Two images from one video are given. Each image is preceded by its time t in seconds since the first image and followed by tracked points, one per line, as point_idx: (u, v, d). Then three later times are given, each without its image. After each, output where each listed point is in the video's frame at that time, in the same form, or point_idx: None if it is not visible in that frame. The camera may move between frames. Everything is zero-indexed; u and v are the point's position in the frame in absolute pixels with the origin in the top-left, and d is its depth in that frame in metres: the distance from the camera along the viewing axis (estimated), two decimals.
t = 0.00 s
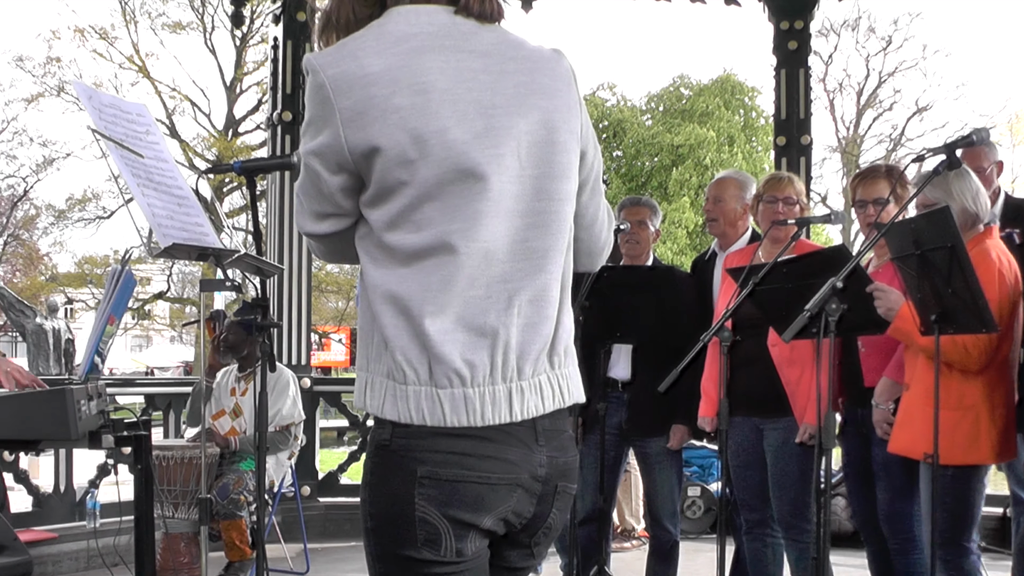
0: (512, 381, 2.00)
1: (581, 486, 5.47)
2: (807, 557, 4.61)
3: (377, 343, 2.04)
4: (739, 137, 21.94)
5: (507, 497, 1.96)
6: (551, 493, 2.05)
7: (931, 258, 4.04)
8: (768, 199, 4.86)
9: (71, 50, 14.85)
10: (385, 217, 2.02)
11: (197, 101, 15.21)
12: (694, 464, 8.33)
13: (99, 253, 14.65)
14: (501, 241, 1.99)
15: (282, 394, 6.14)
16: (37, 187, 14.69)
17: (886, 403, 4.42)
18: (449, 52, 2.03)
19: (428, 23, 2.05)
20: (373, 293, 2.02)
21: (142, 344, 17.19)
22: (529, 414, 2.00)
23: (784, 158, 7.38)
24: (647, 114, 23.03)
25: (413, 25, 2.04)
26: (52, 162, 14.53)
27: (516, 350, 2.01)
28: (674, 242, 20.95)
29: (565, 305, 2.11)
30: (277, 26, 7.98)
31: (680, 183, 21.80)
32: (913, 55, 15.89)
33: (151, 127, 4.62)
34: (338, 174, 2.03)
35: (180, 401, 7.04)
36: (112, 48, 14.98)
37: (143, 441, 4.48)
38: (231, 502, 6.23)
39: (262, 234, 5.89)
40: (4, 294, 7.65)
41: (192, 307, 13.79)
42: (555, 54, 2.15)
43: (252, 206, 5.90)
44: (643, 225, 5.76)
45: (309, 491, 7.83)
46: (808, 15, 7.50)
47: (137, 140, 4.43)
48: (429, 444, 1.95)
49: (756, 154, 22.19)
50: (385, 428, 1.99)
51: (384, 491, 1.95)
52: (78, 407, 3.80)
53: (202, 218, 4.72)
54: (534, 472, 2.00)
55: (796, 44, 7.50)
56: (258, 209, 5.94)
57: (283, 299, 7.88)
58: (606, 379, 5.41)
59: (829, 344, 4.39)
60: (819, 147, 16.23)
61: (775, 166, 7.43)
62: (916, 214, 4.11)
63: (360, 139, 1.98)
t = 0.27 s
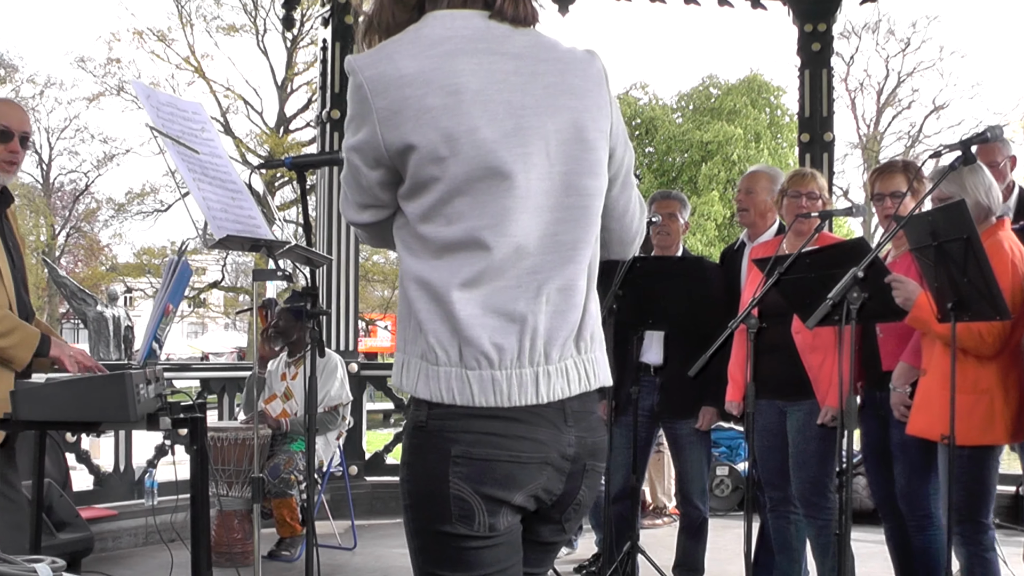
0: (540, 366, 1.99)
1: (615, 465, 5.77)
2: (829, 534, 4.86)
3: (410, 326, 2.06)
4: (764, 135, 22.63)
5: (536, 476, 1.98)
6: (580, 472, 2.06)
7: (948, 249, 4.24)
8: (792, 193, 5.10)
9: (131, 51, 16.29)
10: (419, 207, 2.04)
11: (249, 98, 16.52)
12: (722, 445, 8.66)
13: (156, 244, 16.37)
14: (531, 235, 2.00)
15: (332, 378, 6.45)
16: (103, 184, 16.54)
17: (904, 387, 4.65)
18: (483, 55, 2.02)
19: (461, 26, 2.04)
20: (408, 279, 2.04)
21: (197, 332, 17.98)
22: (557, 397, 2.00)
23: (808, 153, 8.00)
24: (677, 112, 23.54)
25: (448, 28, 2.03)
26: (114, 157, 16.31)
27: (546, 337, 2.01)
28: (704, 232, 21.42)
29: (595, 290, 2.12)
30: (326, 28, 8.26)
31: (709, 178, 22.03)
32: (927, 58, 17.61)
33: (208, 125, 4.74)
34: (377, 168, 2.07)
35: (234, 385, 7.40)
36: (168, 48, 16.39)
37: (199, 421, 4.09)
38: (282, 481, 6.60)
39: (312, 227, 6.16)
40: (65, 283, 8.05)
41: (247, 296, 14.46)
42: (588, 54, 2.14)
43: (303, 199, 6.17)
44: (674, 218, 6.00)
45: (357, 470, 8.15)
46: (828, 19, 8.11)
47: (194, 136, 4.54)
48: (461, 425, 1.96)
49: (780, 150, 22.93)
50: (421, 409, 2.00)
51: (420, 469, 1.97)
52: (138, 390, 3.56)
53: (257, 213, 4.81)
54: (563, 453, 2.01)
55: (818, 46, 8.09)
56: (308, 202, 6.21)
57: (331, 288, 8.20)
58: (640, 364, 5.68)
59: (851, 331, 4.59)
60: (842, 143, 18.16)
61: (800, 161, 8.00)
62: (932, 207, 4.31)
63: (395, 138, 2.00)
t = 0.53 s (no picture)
0: (566, 348, 2.09)
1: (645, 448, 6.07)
2: (850, 513, 5.10)
3: (444, 311, 2.16)
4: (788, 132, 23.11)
5: (564, 454, 2.07)
6: (604, 451, 2.16)
7: (963, 241, 4.44)
8: (815, 187, 5.33)
9: (182, 52, 17.24)
10: (452, 201, 2.13)
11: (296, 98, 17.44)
12: (747, 428, 8.97)
13: (208, 236, 17.66)
14: (559, 227, 2.09)
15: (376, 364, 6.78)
16: (160, 180, 17.70)
17: (920, 373, 4.89)
18: (515, 59, 2.12)
19: (495, 32, 2.14)
20: (441, 266, 2.13)
21: (245, 320, 18.78)
22: (582, 377, 2.10)
23: (829, 150, 8.24)
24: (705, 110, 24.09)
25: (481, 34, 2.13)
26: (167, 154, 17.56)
27: (572, 320, 2.11)
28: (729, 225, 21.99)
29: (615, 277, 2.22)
30: (370, 30, 8.58)
31: (734, 173, 22.67)
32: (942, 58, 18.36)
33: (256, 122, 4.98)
34: (414, 165, 2.16)
35: (282, 371, 7.75)
36: (219, 51, 17.26)
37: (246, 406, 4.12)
38: (326, 462, 6.96)
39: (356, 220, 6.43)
40: (121, 274, 8.44)
41: (293, 285, 15.00)
42: (612, 57, 2.26)
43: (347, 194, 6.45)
44: (701, 211, 6.24)
45: (398, 453, 8.45)
46: (850, 20, 8.39)
47: (243, 134, 4.78)
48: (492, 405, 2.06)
49: (803, 146, 23.32)
50: (454, 391, 2.10)
51: (454, 447, 2.07)
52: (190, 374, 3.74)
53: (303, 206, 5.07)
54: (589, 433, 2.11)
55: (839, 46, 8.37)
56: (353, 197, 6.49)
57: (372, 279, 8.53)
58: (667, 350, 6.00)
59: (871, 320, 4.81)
60: (861, 141, 19.29)
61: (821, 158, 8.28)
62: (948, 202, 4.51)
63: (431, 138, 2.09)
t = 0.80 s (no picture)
0: (589, 336, 2.20)
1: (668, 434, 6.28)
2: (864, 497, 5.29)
3: (472, 303, 2.27)
4: (805, 130, 23.53)
5: (588, 440, 2.19)
6: (626, 438, 2.28)
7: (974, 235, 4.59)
8: (831, 183, 5.52)
9: (221, 54, 18.10)
10: (482, 196, 2.24)
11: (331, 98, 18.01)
12: (763, 415, 9.23)
13: (245, 232, 18.29)
14: (584, 222, 2.20)
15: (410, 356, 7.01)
16: (198, 177, 18.65)
17: (932, 363, 5.07)
18: (542, 59, 2.23)
19: (521, 33, 2.25)
20: (471, 261, 2.24)
21: (280, 311, 19.35)
22: (603, 364, 2.22)
23: (844, 147, 8.41)
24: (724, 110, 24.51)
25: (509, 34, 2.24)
26: (205, 151, 18.57)
27: (595, 309, 2.22)
28: (748, 220, 22.41)
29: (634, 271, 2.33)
30: (400, 32, 8.85)
31: (753, 170, 23.06)
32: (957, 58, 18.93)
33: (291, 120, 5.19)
34: (444, 161, 2.26)
35: (316, 360, 8.03)
36: (256, 52, 17.99)
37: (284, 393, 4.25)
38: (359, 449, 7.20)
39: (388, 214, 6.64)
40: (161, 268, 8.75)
41: (326, 278, 15.43)
42: (628, 57, 2.38)
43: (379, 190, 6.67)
44: (721, 207, 6.43)
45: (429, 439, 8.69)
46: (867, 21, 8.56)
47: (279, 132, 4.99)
48: (519, 393, 2.17)
49: (820, 144, 23.84)
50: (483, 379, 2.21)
51: (484, 433, 2.19)
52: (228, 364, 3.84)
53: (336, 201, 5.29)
54: (612, 419, 2.23)
55: (854, 48, 8.56)
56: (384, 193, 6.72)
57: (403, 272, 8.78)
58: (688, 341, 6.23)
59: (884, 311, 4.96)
60: (876, 138, 19.79)
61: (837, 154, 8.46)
62: (959, 197, 4.67)
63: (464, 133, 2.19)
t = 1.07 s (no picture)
0: (604, 328, 2.17)
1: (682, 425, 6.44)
2: (873, 487, 5.42)
3: (487, 297, 2.24)
4: (817, 128, 23.77)
5: (604, 434, 2.15)
6: (642, 430, 2.25)
7: (980, 231, 4.68)
8: (842, 180, 5.64)
9: (244, 54, 18.93)
10: (496, 190, 2.20)
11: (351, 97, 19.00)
12: (775, 408, 9.41)
13: (269, 228, 18.62)
14: (597, 214, 2.16)
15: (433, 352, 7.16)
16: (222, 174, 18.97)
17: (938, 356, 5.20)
18: (553, 57, 2.18)
19: (531, 32, 2.20)
20: (485, 255, 2.20)
21: (302, 305, 19.74)
22: (619, 356, 2.18)
23: (854, 146, 8.54)
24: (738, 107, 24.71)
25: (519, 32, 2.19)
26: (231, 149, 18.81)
27: (609, 301, 2.19)
28: (760, 216, 22.70)
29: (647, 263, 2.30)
30: (420, 33, 9.03)
31: (765, 167, 23.38)
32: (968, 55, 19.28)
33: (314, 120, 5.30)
34: (458, 158, 2.22)
35: (338, 354, 8.22)
36: (279, 52, 18.90)
37: (306, 387, 4.42)
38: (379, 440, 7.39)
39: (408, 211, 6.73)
40: (187, 264, 8.94)
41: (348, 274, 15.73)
42: (637, 57, 2.33)
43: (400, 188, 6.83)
44: (732, 207, 6.57)
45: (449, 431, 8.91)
46: (876, 22, 8.70)
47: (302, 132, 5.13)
48: (535, 388, 2.13)
49: (832, 142, 24.05)
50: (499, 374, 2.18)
51: (500, 429, 2.15)
52: (251, 357, 3.99)
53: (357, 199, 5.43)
54: (626, 413, 2.19)
55: (864, 48, 8.68)
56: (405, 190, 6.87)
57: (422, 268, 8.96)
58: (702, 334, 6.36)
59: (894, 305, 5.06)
60: (885, 137, 20.19)
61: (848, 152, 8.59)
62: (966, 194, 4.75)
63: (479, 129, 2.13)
